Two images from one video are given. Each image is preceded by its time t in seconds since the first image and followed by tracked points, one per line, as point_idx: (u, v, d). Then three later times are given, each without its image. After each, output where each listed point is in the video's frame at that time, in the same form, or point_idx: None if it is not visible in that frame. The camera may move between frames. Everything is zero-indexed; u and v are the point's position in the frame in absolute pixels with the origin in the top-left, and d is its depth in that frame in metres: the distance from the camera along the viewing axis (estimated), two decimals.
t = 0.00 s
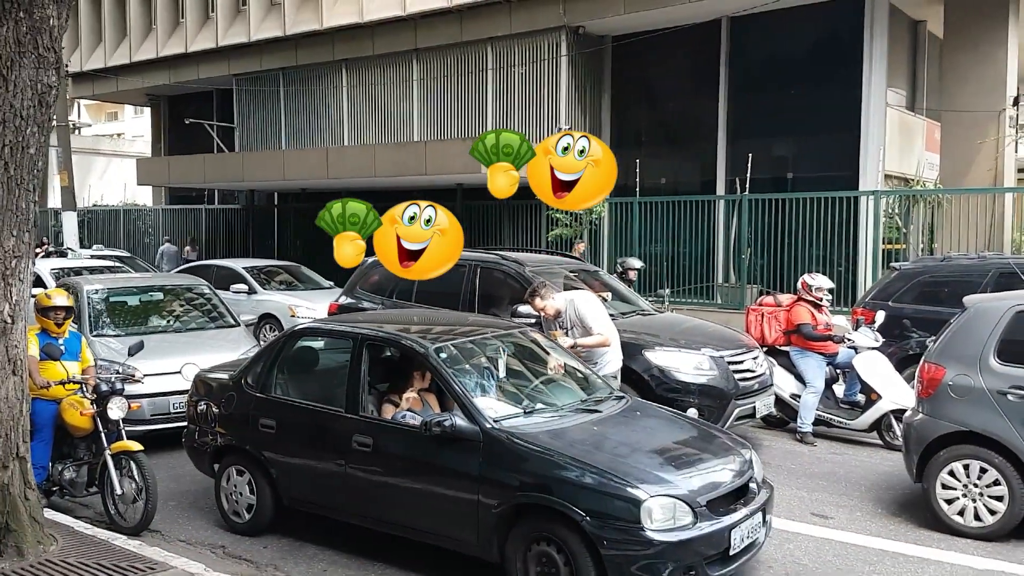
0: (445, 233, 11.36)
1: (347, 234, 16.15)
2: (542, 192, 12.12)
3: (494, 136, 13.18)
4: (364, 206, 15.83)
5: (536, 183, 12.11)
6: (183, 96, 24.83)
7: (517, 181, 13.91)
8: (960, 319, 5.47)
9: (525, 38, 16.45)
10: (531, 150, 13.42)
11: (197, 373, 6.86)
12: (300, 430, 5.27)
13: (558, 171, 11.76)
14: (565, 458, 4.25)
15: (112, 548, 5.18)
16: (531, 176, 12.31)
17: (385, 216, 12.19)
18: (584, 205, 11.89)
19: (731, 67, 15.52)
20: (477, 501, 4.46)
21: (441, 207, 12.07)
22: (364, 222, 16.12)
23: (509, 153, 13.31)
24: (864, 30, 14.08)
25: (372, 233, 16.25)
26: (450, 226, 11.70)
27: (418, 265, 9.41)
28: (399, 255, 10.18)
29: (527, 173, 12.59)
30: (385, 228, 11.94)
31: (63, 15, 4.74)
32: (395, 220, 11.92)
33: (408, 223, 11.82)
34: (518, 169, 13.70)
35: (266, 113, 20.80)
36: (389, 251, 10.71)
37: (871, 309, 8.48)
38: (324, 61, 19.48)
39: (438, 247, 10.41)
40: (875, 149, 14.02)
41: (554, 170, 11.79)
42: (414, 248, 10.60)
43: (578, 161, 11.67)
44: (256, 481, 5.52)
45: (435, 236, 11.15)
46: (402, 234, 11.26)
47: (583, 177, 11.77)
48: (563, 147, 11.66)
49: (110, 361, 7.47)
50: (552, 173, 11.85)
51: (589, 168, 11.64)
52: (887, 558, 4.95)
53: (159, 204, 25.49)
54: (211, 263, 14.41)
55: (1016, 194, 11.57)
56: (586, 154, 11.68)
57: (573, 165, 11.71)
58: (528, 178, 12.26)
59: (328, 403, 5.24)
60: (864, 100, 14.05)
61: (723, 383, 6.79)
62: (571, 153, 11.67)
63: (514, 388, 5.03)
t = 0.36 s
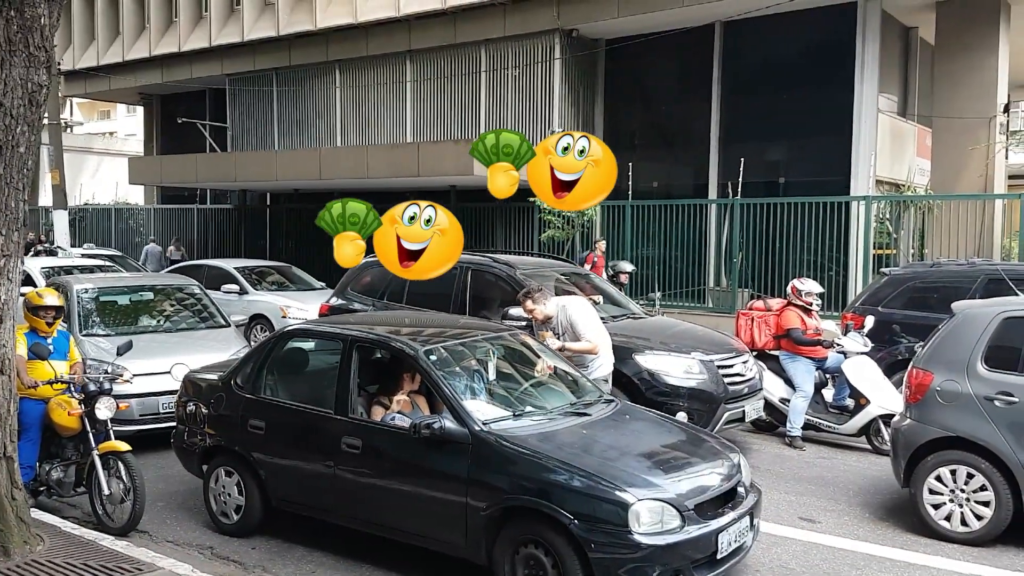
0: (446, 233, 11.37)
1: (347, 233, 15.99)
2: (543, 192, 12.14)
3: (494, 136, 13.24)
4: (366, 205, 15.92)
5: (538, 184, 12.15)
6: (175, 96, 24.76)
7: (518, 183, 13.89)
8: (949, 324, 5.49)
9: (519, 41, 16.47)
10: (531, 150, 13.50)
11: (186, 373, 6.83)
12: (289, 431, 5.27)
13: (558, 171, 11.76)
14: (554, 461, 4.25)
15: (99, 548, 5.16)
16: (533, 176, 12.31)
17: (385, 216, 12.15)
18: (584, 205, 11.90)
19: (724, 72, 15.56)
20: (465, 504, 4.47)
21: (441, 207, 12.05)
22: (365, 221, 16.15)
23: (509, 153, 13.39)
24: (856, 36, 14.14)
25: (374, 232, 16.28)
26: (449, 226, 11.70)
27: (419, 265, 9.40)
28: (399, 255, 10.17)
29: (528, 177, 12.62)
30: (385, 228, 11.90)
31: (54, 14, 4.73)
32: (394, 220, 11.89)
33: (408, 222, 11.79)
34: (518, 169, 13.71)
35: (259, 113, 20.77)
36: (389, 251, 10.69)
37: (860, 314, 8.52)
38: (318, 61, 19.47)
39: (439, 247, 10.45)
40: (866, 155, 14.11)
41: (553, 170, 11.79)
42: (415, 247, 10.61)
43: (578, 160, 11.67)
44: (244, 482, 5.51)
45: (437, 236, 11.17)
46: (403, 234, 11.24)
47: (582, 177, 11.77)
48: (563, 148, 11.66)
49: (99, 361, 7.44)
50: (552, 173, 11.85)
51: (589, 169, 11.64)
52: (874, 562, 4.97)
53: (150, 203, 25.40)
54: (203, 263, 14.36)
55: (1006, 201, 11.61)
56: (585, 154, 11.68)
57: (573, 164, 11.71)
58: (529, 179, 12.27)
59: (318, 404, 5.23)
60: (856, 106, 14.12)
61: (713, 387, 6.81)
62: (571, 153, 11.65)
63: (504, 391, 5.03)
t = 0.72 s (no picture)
0: (445, 233, 11.35)
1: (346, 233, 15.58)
2: (543, 192, 12.16)
3: (494, 136, 13.32)
4: (365, 205, 15.97)
5: (538, 184, 12.18)
6: (168, 95, 24.69)
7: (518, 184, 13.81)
8: (937, 329, 5.52)
9: (513, 43, 16.47)
10: (530, 151, 13.51)
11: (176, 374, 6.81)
12: (279, 433, 5.26)
13: (558, 171, 11.77)
14: (544, 465, 4.25)
15: (88, 549, 5.14)
16: (532, 176, 12.34)
17: (385, 216, 12.13)
18: (584, 205, 11.94)
19: (717, 75, 15.60)
20: (455, 506, 4.47)
21: (441, 207, 12.04)
22: (364, 222, 16.17)
23: (509, 153, 13.42)
24: (849, 40, 14.19)
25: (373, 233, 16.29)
26: (449, 225, 11.68)
27: (419, 265, 9.33)
28: (399, 255, 10.16)
29: (528, 177, 12.65)
30: (385, 228, 11.90)
31: (45, 14, 4.71)
32: (395, 219, 11.88)
33: (408, 223, 11.77)
34: (518, 169, 13.69)
35: (252, 113, 20.74)
36: (390, 251, 10.69)
37: (850, 318, 8.57)
38: (311, 62, 19.44)
39: (439, 249, 10.45)
40: (857, 160, 14.19)
41: (553, 170, 11.79)
42: (414, 247, 10.61)
43: (578, 161, 11.67)
44: (233, 484, 5.49)
45: (436, 236, 11.16)
46: (403, 234, 11.23)
47: (583, 177, 11.78)
48: (563, 148, 11.64)
49: (89, 362, 7.42)
50: (552, 173, 11.86)
51: (589, 169, 11.64)
52: (863, 566, 4.98)
53: (142, 203, 25.33)
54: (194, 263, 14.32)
55: (997, 205, 11.70)
56: (585, 154, 11.68)
57: (574, 165, 11.71)
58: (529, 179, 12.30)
59: (308, 406, 5.22)
60: (848, 111, 14.18)
61: (703, 390, 6.82)
62: (571, 153, 11.65)
63: (495, 394, 5.03)
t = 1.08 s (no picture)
0: (445, 233, 11.36)
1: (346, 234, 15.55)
2: (543, 192, 12.16)
3: (495, 136, 13.36)
4: (365, 205, 15.96)
5: (538, 183, 12.18)
6: (169, 93, 24.70)
7: (518, 184, 13.78)
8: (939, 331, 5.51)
9: (515, 42, 16.46)
10: (531, 151, 13.53)
11: (176, 372, 6.81)
12: (279, 431, 5.25)
13: (558, 171, 11.77)
14: (544, 464, 4.25)
15: (87, 547, 5.13)
16: (532, 176, 12.33)
17: (385, 216, 12.12)
18: (584, 205, 11.92)
19: (719, 75, 15.58)
20: (455, 506, 4.46)
21: (441, 207, 12.03)
22: (364, 222, 16.17)
23: (509, 153, 13.46)
24: (850, 41, 14.17)
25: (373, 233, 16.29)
26: (449, 226, 11.68)
27: (419, 265, 9.35)
28: (399, 255, 10.15)
29: (528, 177, 12.64)
30: (384, 228, 11.90)
31: (46, 11, 4.71)
32: (394, 219, 11.87)
33: (408, 222, 11.76)
34: (518, 170, 13.70)
35: (253, 112, 20.74)
36: (389, 250, 10.68)
37: (851, 318, 8.57)
38: (312, 60, 19.44)
39: (438, 249, 10.44)
40: (858, 161, 14.19)
41: (553, 170, 11.79)
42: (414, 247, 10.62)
43: (578, 160, 11.67)
44: (233, 482, 5.49)
45: (436, 236, 11.17)
46: (403, 234, 11.22)
47: (583, 177, 11.77)
48: (563, 148, 11.65)
49: (89, 359, 7.41)
50: (552, 173, 11.85)
51: (589, 169, 11.63)
52: (863, 567, 4.97)
53: (143, 201, 25.35)
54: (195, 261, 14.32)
55: (999, 207, 11.68)
56: (585, 154, 11.68)
57: (573, 164, 11.71)
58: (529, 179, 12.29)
59: (308, 405, 5.22)
60: (849, 111, 14.17)
61: (704, 390, 6.82)
62: (571, 153, 11.65)
63: (495, 393, 5.03)
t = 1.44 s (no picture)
0: (445, 233, 11.36)
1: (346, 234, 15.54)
2: (543, 192, 12.15)
3: (494, 136, 13.29)
4: (365, 205, 15.96)
5: (537, 182, 12.18)
6: (172, 93, 24.73)
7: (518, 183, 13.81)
8: (943, 330, 5.50)
9: (517, 41, 16.45)
10: (531, 151, 13.50)
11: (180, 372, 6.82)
12: (283, 431, 5.25)
13: (558, 171, 11.77)
14: (548, 464, 4.25)
15: (92, 547, 5.14)
16: (532, 177, 12.32)
17: (385, 216, 12.12)
18: (585, 205, 11.88)
19: (722, 74, 15.56)
20: (459, 506, 4.46)
21: (441, 207, 12.02)
22: (364, 222, 16.17)
23: (509, 153, 13.41)
24: (853, 40, 14.14)
25: (373, 233, 16.28)
26: (449, 226, 11.67)
27: (419, 266, 9.35)
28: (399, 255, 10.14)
29: (528, 177, 12.63)
30: (385, 228, 11.91)
31: (50, 11, 4.72)
32: (395, 220, 11.88)
33: (408, 223, 11.76)
34: (518, 169, 13.69)
35: (256, 112, 20.76)
36: (390, 251, 10.68)
37: (855, 318, 8.55)
38: (314, 60, 19.44)
39: (439, 248, 10.43)
40: (862, 161, 14.16)
41: (554, 170, 11.79)
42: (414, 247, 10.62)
43: (578, 160, 11.66)
44: (237, 482, 5.49)
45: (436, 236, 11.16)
46: (403, 234, 11.23)
47: (583, 177, 11.76)
48: (564, 148, 11.65)
49: (93, 359, 7.42)
50: (552, 173, 11.86)
51: (589, 168, 11.61)
52: (868, 568, 4.97)
53: (146, 200, 25.39)
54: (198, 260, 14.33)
55: (1002, 206, 11.66)
56: (586, 155, 11.65)
57: (573, 164, 11.71)
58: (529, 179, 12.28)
59: (312, 405, 5.22)
60: (852, 111, 14.14)
61: (707, 390, 6.81)
62: (571, 153, 11.65)
63: (499, 393, 5.03)
